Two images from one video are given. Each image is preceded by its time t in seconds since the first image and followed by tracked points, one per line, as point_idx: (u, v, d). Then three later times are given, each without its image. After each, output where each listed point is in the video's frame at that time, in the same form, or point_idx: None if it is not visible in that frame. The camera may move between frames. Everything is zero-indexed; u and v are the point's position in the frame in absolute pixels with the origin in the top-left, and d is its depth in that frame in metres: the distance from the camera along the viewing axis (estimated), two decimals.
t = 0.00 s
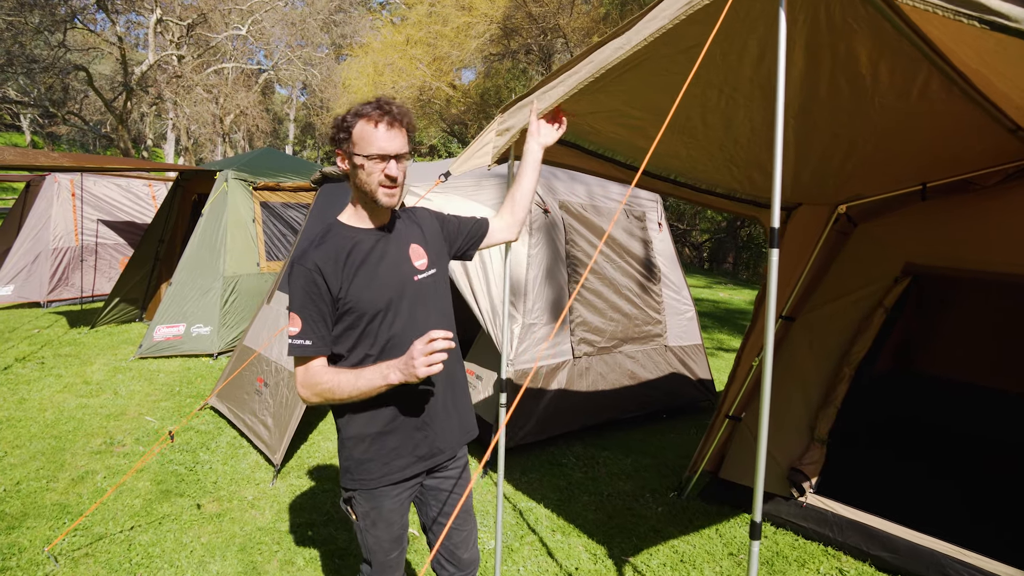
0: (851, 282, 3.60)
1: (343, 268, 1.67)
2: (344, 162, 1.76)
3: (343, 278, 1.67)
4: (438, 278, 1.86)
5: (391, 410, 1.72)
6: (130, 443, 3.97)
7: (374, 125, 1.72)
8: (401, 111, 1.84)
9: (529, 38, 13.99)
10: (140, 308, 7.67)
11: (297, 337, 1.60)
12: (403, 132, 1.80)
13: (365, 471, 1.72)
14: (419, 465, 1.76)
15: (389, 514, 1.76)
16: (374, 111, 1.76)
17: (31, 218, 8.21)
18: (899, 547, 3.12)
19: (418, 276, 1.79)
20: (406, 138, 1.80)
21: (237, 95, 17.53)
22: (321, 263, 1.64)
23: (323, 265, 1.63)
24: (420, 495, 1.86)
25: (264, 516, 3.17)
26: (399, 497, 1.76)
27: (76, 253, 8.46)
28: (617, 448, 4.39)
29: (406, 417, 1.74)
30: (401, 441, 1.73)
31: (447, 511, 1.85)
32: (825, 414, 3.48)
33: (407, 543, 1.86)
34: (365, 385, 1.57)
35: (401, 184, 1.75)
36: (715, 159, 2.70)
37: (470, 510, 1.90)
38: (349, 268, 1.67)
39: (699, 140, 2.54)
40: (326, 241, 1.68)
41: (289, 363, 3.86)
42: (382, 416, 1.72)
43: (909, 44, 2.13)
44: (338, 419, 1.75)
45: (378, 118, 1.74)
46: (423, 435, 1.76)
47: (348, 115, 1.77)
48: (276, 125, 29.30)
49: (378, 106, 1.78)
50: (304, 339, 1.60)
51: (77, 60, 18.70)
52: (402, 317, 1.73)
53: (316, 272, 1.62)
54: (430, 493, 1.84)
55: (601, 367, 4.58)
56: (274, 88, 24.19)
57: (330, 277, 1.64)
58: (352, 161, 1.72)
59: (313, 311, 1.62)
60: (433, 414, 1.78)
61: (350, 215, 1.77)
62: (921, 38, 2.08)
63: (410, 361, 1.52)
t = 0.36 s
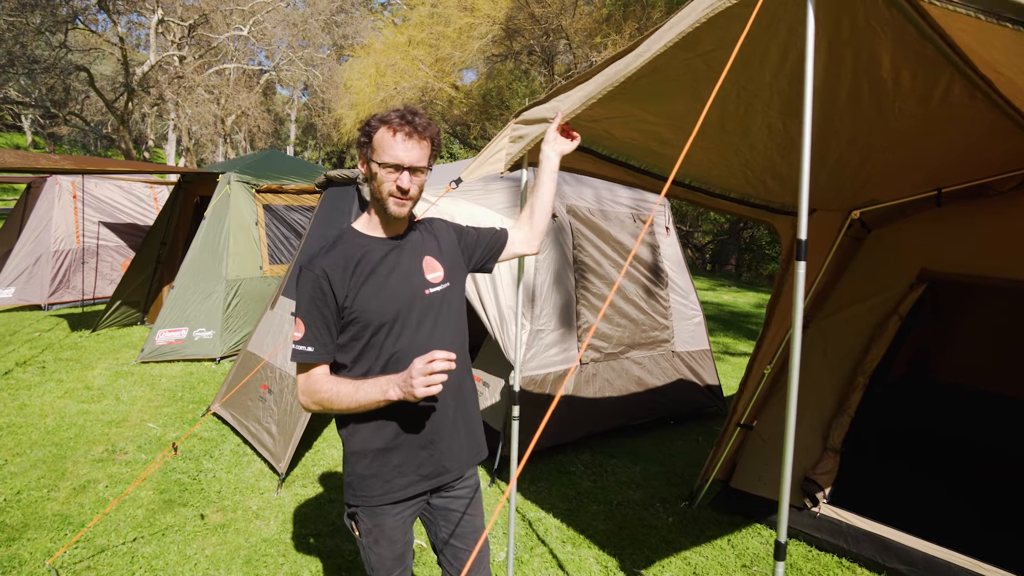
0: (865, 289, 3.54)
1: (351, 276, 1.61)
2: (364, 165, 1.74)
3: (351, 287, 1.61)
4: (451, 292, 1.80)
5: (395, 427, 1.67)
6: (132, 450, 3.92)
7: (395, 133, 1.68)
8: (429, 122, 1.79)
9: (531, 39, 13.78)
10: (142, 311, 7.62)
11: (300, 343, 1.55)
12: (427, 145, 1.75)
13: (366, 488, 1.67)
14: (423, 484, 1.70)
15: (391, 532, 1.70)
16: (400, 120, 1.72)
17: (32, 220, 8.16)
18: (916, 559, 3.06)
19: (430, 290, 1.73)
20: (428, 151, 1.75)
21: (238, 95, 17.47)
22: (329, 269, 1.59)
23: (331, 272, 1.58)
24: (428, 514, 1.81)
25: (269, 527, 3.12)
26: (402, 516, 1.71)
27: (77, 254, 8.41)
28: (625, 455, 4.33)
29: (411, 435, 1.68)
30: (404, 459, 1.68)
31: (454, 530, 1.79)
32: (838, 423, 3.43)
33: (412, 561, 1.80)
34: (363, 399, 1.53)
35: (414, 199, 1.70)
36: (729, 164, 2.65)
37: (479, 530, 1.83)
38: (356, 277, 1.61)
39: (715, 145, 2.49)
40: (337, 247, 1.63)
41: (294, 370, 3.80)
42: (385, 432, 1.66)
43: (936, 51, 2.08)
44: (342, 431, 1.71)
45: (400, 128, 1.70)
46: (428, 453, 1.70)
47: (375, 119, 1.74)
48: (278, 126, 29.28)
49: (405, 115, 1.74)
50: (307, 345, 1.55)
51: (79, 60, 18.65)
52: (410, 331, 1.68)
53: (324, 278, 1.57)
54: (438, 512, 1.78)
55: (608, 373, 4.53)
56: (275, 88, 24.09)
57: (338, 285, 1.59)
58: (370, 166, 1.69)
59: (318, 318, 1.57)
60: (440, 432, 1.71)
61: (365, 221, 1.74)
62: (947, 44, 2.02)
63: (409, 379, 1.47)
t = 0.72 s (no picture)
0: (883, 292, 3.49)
1: (367, 283, 1.56)
2: (378, 173, 1.69)
3: (367, 294, 1.55)
4: (473, 302, 1.72)
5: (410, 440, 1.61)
6: (136, 456, 3.86)
7: (405, 136, 1.64)
8: (441, 123, 1.74)
9: (533, 40, 13.73)
10: (144, 313, 7.55)
11: (314, 352, 1.50)
12: (441, 146, 1.70)
13: (380, 501, 1.61)
14: (440, 499, 1.64)
15: (407, 548, 1.63)
16: (410, 122, 1.68)
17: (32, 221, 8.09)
18: (936, 568, 3.00)
19: (450, 298, 1.66)
20: (442, 153, 1.69)
21: (238, 95, 17.42)
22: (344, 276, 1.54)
23: (346, 279, 1.53)
24: (445, 531, 1.74)
25: (278, 536, 3.06)
26: (419, 532, 1.64)
27: (78, 256, 8.35)
28: (636, 461, 4.28)
29: (426, 448, 1.62)
30: (421, 473, 1.62)
31: (473, 547, 1.73)
32: (855, 429, 3.38)
33: None
34: (378, 411, 1.48)
35: (430, 202, 1.63)
36: (749, 165, 2.59)
37: (499, 548, 1.76)
38: (372, 284, 1.56)
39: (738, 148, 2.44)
40: (354, 253, 1.59)
41: (302, 374, 3.75)
42: (401, 446, 1.61)
43: (971, 54, 2.04)
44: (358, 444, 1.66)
45: (410, 130, 1.65)
46: (445, 467, 1.64)
47: (385, 124, 1.70)
48: (277, 126, 29.23)
49: (415, 116, 1.69)
50: (321, 354, 1.50)
51: (78, 60, 18.57)
52: (428, 341, 1.60)
53: (338, 285, 1.52)
54: (456, 529, 1.72)
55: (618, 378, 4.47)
56: (275, 88, 24.03)
57: (353, 292, 1.54)
58: (384, 172, 1.65)
59: (333, 326, 1.52)
60: (457, 447, 1.65)
61: (382, 229, 1.69)
62: (982, 49, 1.98)
63: (423, 392, 1.42)
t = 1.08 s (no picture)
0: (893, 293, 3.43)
1: (383, 288, 1.52)
2: (387, 179, 1.65)
3: (382, 299, 1.51)
4: (493, 311, 1.65)
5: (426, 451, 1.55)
6: (132, 462, 3.78)
7: (407, 140, 1.58)
8: (443, 118, 1.67)
9: (529, 40, 13.61)
10: (138, 315, 7.46)
11: (328, 358, 1.45)
12: (446, 142, 1.64)
13: (392, 512, 1.54)
14: (454, 513, 1.58)
15: (420, 561, 1.57)
16: (411, 124, 1.62)
17: (24, 222, 7.99)
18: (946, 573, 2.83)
19: (469, 305, 1.60)
20: (450, 153, 1.64)
21: (231, 96, 17.21)
22: (359, 280, 1.50)
23: (361, 283, 1.49)
24: (459, 545, 1.68)
25: (279, 544, 2.99)
26: (432, 545, 1.58)
27: (71, 257, 8.25)
28: (640, 464, 4.23)
29: (442, 460, 1.56)
30: (435, 485, 1.56)
31: (488, 562, 1.66)
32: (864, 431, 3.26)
33: None
34: (383, 415, 1.38)
35: (442, 202, 1.58)
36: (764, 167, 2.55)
37: (514, 566, 1.69)
38: (388, 288, 1.51)
39: (753, 149, 2.40)
40: (370, 258, 1.55)
41: (303, 378, 3.69)
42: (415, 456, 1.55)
43: (996, 56, 2.01)
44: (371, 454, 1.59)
45: (411, 132, 1.59)
46: (461, 480, 1.58)
47: (388, 128, 1.65)
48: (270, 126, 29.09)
49: (415, 116, 1.63)
50: (335, 360, 1.45)
51: (69, 59, 18.40)
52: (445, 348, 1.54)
53: (353, 289, 1.49)
54: (471, 544, 1.66)
55: (621, 381, 4.42)
56: (268, 88, 23.89)
57: (367, 297, 1.49)
58: (393, 179, 1.61)
59: (347, 332, 1.48)
60: (475, 459, 1.59)
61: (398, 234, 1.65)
62: (1007, 51, 1.95)
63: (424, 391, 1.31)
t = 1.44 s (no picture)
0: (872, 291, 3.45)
1: (381, 281, 1.52)
2: (394, 177, 1.62)
3: (380, 293, 1.50)
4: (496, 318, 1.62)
5: (418, 455, 1.51)
6: (101, 470, 3.68)
7: (418, 137, 1.56)
8: (453, 114, 1.64)
9: (502, 40, 13.62)
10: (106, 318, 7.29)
11: (326, 346, 1.45)
12: (456, 137, 1.62)
13: (381, 516, 1.50)
14: (444, 521, 1.54)
15: (409, 569, 1.51)
16: (421, 120, 1.58)
17: None
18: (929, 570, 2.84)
19: (471, 309, 1.56)
20: (458, 148, 1.62)
21: (202, 94, 17.10)
22: (358, 273, 1.51)
23: (359, 275, 1.51)
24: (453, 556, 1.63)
25: (255, 552, 2.92)
26: (423, 552, 1.53)
27: (35, 259, 8.03)
28: (620, 464, 4.21)
29: (434, 465, 1.52)
30: (426, 491, 1.51)
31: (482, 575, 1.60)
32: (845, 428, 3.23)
33: None
34: (365, 388, 1.37)
35: (452, 199, 1.56)
36: (750, 167, 2.54)
37: None
38: (386, 283, 1.51)
39: (739, 147, 2.38)
40: (372, 253, 1.56)
41: (279, 382, 3.62)
42: (407, 460, 1.50)
43: (980, 55, 2.03)
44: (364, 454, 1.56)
45: (422, 128, 1.57)
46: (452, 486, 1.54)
47: (394, 125, 1.61)
48: (240, 125, 28.70)
49: (426, 112, 1.60)
50: (333, 348, 1.44)
51: (32, 56, 17.96)
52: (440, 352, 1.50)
53: (350, 278, 1.50)
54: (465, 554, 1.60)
55: (600, 381, 4.40)
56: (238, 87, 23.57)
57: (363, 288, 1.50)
58: (401, 176, 1.58)
59: (346, 323, 1.48)
60: (467, 466, 1.54)
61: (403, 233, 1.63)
62: (989, 49, 1.97)
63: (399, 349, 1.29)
